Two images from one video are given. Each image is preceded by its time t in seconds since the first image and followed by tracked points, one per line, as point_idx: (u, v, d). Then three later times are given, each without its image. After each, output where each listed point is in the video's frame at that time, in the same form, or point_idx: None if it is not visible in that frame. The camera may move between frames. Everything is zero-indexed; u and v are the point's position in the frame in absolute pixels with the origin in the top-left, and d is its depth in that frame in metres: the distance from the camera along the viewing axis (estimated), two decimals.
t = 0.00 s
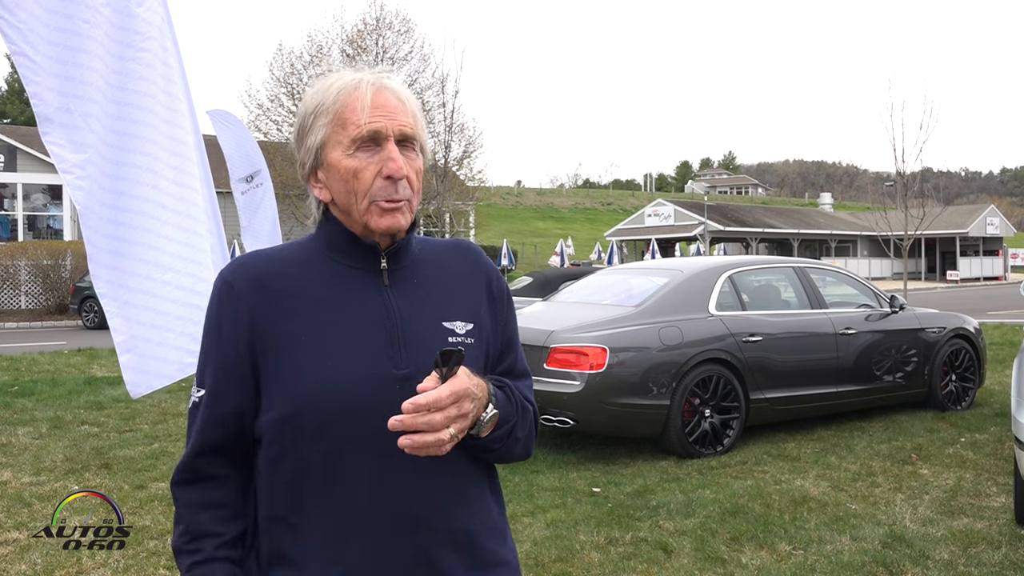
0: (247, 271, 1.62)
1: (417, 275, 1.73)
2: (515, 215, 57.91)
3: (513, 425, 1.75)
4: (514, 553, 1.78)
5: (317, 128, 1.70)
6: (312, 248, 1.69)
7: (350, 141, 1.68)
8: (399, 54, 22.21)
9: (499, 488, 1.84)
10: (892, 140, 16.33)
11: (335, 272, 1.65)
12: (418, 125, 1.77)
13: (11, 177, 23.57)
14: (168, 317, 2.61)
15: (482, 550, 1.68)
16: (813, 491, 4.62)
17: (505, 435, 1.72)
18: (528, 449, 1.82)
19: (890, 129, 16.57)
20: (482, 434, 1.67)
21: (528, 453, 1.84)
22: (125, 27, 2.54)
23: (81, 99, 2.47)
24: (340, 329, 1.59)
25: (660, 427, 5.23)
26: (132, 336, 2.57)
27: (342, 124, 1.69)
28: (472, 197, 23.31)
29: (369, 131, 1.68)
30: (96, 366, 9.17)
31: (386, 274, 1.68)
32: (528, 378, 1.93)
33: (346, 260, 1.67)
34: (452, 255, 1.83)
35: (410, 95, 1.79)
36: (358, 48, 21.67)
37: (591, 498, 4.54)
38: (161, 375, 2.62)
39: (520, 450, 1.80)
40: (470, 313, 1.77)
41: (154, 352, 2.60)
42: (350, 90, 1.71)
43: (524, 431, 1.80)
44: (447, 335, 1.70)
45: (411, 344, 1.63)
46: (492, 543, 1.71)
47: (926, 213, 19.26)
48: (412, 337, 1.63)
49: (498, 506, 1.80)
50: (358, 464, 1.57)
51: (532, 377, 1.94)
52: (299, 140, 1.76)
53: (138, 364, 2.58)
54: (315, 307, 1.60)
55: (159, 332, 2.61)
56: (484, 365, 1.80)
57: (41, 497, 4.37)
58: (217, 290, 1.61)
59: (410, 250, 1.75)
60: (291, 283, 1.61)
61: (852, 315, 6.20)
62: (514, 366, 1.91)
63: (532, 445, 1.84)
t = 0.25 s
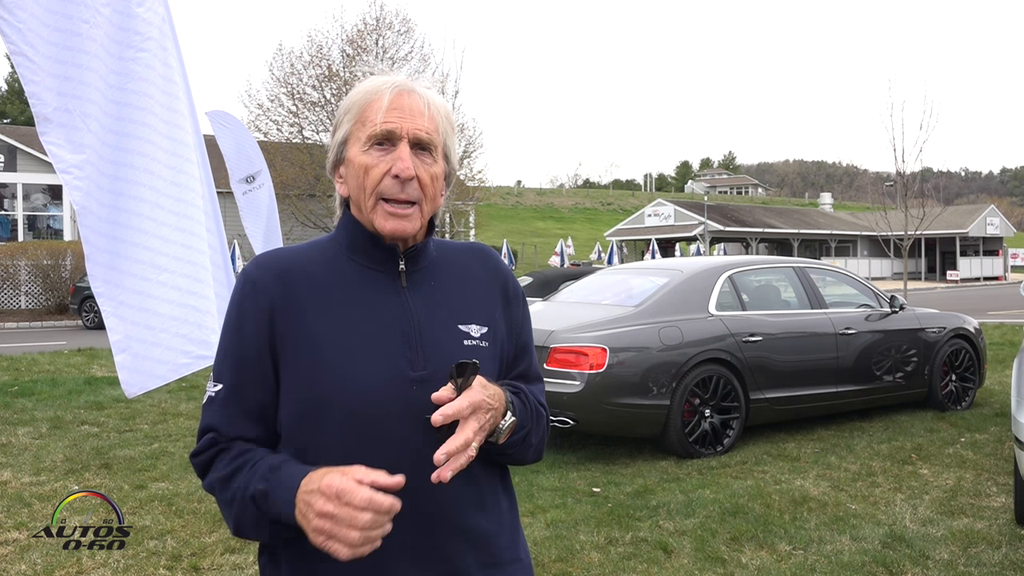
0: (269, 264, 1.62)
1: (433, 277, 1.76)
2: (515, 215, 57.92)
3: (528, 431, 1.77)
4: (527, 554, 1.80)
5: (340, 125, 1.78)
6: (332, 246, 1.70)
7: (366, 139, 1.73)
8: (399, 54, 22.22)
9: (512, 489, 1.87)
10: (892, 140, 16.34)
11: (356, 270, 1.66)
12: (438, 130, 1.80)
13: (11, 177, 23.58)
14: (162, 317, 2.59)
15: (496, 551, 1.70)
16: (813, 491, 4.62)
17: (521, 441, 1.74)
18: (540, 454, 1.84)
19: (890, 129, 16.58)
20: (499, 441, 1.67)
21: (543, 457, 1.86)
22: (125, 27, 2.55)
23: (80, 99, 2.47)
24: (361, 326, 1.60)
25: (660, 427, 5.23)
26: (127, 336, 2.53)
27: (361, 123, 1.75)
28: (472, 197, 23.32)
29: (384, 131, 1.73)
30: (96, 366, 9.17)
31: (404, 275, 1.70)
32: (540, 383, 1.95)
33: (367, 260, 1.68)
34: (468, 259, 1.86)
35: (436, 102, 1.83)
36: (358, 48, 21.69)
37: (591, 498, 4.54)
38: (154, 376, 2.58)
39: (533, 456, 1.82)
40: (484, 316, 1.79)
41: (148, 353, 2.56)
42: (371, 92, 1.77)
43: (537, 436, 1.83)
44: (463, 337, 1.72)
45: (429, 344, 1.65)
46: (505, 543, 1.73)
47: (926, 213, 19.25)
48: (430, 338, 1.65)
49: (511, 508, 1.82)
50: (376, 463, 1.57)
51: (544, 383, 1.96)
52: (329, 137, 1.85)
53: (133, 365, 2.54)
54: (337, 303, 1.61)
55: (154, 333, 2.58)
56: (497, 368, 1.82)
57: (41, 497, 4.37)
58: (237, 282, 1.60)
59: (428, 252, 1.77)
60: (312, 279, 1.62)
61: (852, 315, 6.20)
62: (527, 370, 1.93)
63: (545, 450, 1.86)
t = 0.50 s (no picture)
0: (295, 266, 1.70)
1: (455, 283, 1.79)
2: (515, 215, 57.92)
3: (539, 443, 1.76)
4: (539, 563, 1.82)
5: (370, 132, 1.81)
6: (358, 250, 1.76)
7: (395, 146, 1.76)
8: (399, 54, 22.22)
9: (529, 497, 1.89)
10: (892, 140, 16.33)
11: (377, 275, 1.72)
12: (465, 138, 1.82)
13: (11, 177, 23.59)
14: (160, 318, 2.57)
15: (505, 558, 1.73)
16: (813, 491, 4.62)
17: (532, 452, 1.75)
18: (554, 463, 1.84)
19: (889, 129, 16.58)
20: (508, 452, 1.70)
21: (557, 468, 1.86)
22: (124, 27, 2.56)
23: (79, 100, 2.45)
24: (377, 331, 1.66)
25: (660, 427, 5.23)
26: (125, 336, 2.51)
27: (391, 131, 1.78)
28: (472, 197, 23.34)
29: (413, 139, 1.75)
30: (96, 366, 9.17)
31: (424, 282, 1.74)
32: (561, 391, 1.94)
33: (388, 266, 1.73)
34: (493, 265, 1.88)
35: (464, 111, 1.85)
36: (358, 48, 21.70)
37: (592, 498, 4.54)
38: (151, 376, 2.56)
39: (546, 466, 1.81)
40: (504, 325, 1.81)
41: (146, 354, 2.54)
42: (401, 100, 1.80)
43: (550, 448, 1.81)
44: (478, 345, 1.75)
45: (443, 353, 1.70)
46: (514, 552, 1.75)
47: (925, 213, 19.25)
48: (444, 347, 1.70)
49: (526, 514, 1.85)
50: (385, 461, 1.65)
51: (565, 392, 1.95)
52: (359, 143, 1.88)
53: (130, 365, 2.51)
54: (355, 307, 1.67)
55: (151, 333, 2.56)
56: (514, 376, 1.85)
57: (41, 497, 4.37)
58: (264, 281, 1.69)
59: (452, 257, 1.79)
60: (333, 283, 1.69)
61: (851, 315, 6.20)
62: (547, 379, 1.92)
63: (559, 460, 1.85)
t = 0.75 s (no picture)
0: (301, 260, 1.78)
1: (455, 280, 1.83)
2: (515, 215, 57.91)
3: (528, 447, 1.79)
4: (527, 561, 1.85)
5: (374, 132, 1.89)
6: (362, 246, 1.83)
7: (397, 147, 1.83)
8: (399, 54, 22.23)
9: (525, 497, 1.92)
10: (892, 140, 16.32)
11: (376, 270, 1.78)
12: (467, 139, 1.88)
13: (11, 177, 23.59)
14: (158, 318, 2.58)
15: (491, 556, 1.76)
16: (813, 491, 4.62)
17: (519, 456, 1.78)
18: (547, 465, 1.86)
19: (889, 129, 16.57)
20: (492, 457, 1.74)
21: (552, 471, 1.88)
22: (123, 28, 2.56)
23: (79, 101, 2.45)
24: (372, 325, 1.73)
25: (660, 427, 5.23)
26: (124, 336, 2.51)
27: (394, 131, 1.85)
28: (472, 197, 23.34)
29: (414, 140, 1.82)
30: (96, 366, 9.17)
31: (422, 278, 1.80)
32: (561, 393, 1.94)
33: (388, 261, 1.79)
34: (495, 266, 1.91)
35: (466, 112, 1.91)
36: (358, 48, 21.71)
37: (592, 498, 4.54)
38: (148, 376, 2.56)
39: (538, 469, 1.83)
40: (501, 324, 1.84)
41: (145, 353, 2.55)
42: (404, 101, 1.86)
43: (541, 453, 1.83)
44: (473, 342, 1.79)
45: (437, 347, 1.75)
46: (504, 550, 1.79)
47: (925, 213, 19.23)
48: (439, 341, 1.75)
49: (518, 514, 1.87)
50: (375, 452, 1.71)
51: (565, 395, 1.95)
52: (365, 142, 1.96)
53: (128, 365, 2.51)
54: (355, 301, 1.74)
55: (148, 333, 2.57)
56: (512, 376, 1.86)
57: (41, 497, 4.38)
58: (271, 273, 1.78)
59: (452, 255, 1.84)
60: (334, 277, 1.77)
61: (852, 315, 6.20)
62: (546, 380, 1.92)
63: (552, 463, 1.87)
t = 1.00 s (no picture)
0: (284, 256, 1.81)
1: (436, 273, 1.84)
2: (515, 215, 57.91)
3: (509, 441, 1.80)
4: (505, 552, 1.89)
5: (353, 130, 1.91)
6: (345, 242, 1.85)
7: (375, 142, 1.86)
8: (399, 54, 22.22)
9: (506, 492, 1.94)
10: (892, 140, 16.32)
11: (357, 265, 1.80)
12: (444, 134, 1.90)
13: (11, 177, 23.59)
14: (155, 318, 2.58)
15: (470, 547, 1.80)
16: (813, 491, 4.62)
17: (499, 451, 1.79)
18: (529, 460, 1.86)
19: (890, 129, 16.57)
20: (471, 452, 1.75)
21: (534, 464, 1.89)
22: (122, 28, 2.55)
23: (78, 101, 2.46)
24: (352, 319, 1.75)
25: (660, 427, 5.23)
26: (122, 336, 2.52)
27: (371, 128, 1.87)
28: (472, 197, 23.34)
29: (391, 134, 1.84)
30: (97, 366, 9.17)
31: (402, 272, 1.81)
32: (543, 387, 1.95)
33: (368, 256, 1.81)
34: (478, 260, 1.91)
35: (444, 108, 1.93)
36: (358, 48, 21.71)
37: (591, 498, 4.54)
38: (146, 376, 2.57)
39: (519, 463, 1.84)
40: (483, 317, 1.84)
41: (143, 352, 2.56)
42: (381, 98, 1.89)
43: (522, 446, 1.83)
44: (453, 335, 1.80)
45: (416, 340, 1.76)
46: (484, 540, 1.83)
47: (926, 213, 19.21)
48: (418, 334, 1.76)
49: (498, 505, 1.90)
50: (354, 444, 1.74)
51: (547, 388, 1.96)
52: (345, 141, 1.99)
53: (126, 365, 2.53)
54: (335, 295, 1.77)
55: (146, 334, 2.57)
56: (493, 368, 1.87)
57: (41, 497, 4.38)
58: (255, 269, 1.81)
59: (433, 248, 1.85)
60: (315, 272, 1.79)
61: (852, 315, 6.20)
62: (529, 373, 1.93)
63: (534, 456, 1.88)
